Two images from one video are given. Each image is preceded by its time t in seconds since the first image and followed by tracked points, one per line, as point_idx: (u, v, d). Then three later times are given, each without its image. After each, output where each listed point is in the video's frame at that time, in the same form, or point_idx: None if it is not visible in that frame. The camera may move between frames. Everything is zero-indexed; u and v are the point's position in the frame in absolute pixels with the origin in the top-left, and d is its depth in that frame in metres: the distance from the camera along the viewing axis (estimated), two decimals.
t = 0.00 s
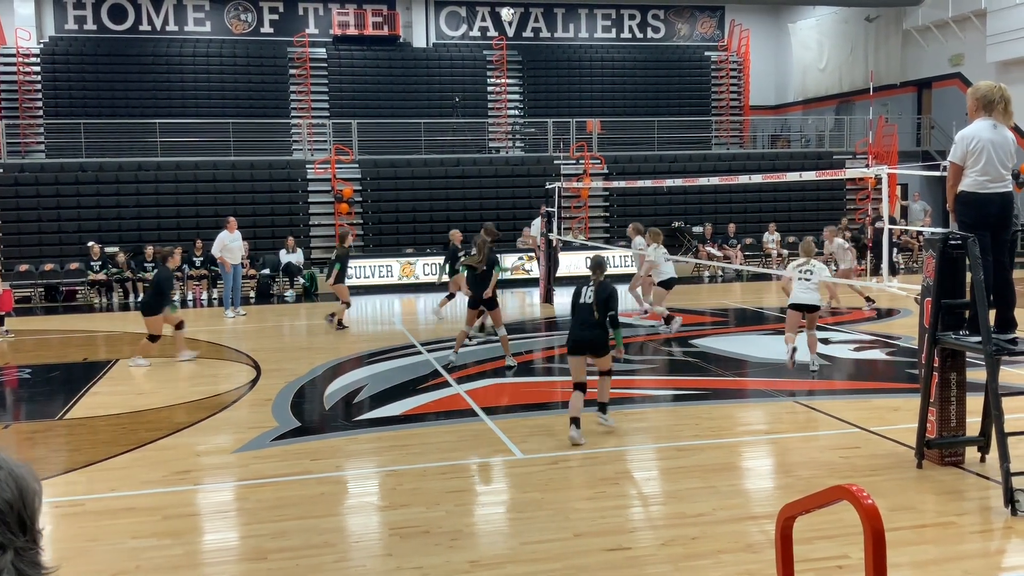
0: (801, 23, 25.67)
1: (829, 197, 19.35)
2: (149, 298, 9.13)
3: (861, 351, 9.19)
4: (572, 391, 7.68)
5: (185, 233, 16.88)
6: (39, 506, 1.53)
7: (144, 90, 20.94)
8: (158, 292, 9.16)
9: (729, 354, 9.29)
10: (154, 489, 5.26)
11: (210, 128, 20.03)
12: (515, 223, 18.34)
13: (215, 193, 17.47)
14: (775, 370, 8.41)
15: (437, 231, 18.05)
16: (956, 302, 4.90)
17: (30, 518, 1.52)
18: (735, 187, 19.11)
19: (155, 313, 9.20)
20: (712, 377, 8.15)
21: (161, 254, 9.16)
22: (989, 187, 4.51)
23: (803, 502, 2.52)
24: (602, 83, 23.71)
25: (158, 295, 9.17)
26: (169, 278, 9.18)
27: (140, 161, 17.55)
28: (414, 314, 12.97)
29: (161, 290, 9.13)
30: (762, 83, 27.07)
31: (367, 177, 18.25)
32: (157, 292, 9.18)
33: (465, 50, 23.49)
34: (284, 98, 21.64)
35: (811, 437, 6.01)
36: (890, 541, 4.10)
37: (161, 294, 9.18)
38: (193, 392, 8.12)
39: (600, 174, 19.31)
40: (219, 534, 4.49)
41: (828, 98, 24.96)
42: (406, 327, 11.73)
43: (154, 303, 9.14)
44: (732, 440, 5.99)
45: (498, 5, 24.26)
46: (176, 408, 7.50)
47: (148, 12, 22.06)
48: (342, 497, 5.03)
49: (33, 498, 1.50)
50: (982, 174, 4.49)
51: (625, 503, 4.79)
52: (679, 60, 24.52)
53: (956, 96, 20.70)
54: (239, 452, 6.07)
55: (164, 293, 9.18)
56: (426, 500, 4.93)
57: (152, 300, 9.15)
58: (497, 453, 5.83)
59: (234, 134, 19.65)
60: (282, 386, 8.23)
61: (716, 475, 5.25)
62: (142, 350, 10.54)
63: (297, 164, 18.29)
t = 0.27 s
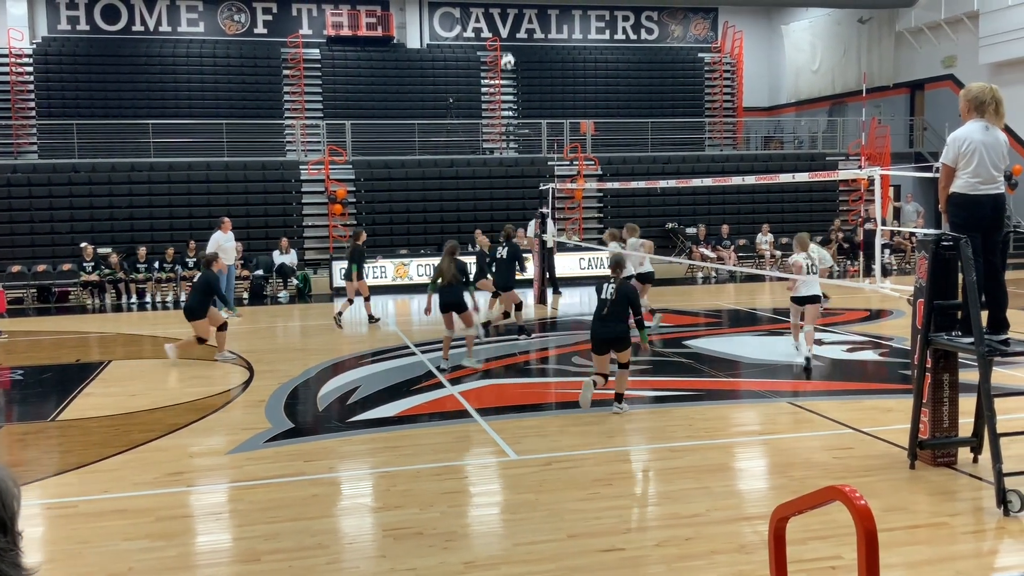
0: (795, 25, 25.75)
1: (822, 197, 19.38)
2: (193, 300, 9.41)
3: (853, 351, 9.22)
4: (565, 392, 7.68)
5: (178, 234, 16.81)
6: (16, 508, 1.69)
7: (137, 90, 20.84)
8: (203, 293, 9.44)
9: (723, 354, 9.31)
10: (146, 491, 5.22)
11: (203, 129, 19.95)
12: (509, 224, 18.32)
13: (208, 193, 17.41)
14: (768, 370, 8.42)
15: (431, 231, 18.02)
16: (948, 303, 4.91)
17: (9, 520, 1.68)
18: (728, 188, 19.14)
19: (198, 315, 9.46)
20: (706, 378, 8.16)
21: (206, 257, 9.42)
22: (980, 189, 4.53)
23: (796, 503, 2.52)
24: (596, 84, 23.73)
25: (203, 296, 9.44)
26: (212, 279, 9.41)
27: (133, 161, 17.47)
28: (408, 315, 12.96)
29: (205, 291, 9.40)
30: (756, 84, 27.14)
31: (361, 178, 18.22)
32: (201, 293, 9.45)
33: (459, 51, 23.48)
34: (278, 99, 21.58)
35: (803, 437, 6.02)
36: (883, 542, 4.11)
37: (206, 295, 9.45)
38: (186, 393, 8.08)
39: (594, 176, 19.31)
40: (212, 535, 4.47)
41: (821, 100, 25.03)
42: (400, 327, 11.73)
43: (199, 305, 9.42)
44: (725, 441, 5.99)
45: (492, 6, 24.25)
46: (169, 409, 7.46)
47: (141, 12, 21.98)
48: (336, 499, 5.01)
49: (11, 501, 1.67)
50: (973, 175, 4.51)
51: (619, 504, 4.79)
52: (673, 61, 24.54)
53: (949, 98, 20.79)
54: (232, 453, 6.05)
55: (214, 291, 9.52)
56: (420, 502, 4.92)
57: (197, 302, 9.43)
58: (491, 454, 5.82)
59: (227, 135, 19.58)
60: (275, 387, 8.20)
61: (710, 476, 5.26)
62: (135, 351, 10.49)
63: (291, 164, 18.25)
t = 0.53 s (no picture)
0: (790, 25, 25.81)
1: (817, 197, 19.42)
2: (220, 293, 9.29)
3: (848, 351, 9.23)
4: (561, 391, 7.68)
5: (173, 233, 16.75)
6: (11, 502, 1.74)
7: (132, 90, 20.77)
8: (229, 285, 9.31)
9: (717, 354, 9.32)
10: (140, 491, 5.20)
11: (198, 128, 19.88)
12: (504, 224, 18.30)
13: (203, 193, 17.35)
14: (763, 370, 8.43)
15: (426, 231, 17.99)
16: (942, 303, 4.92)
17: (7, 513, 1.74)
18: (723, 188, 19.17)
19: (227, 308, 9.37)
20: (701, 377, 8.16)
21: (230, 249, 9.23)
22: (974, 189, 4.54)
23: (791, 502, 2.52)
24: (591, 83, 23.74)
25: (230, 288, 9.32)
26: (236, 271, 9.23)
27: (127, 161, 17.41)
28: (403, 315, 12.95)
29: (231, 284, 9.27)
30: (750, 84, 27.19)
31: (356, 177, 18.18)
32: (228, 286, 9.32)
33: (454, 51, 23.47)
34: (272, 98, 21.52)
35: (799, 437, 6.02)
36: (878, 541, 4.12)
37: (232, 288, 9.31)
38: (181, 393, 8.05)
39: (589, 176, 19.31)
40: (206, 535, 4.45)
41: (816, 100, 25.08)
42: (395, 327, 11.73)
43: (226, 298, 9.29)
44: (720, 441, 6.00)
45: (488, 6, 24.24)
46: (163, 409, 7.43)
47: (136, 11, 21.91)
48: (331, 498, 5.00)
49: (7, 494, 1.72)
50: (967, 176, 4.52)
51: (614, 504, 4.79)
52: (668, 61, 24.56)
53: (943, 98, 20.85)
54: (227, 453, 6.02)
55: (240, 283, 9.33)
56: (415, 501, 4.91)
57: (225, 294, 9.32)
58: (487, 454, 5.81)
59: (222, 134, 19.51)
60: (270, 387, 8.18)
61: (705, 475, 5.26)
62: (129, 350, 10.45)
63: (286, 164, 18.20)
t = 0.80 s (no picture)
0: (782, 27, 25.90)
1: (809, 198, 19.51)
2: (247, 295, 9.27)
3: (840, 352, 9.26)
4: (554, 393, 7.67)
5: (165, 235, 16.66)
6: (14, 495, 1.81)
7: (124, 90, 20.68)
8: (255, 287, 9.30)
9: (710, 356, 9.33)
10: (131, 493, 5.16)
11: (191, 129, 19.80)
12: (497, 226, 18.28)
13: (195, 194, 17.27)
14: (756, 371, 8.44)
15: (419, 232, 17.96)
16: (934, 304, 4.94)
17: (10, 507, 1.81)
18: (716, 190, 19.21)
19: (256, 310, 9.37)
20: (693, 379, 8.17)
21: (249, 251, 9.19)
22: (966, 191, 4.55)
23: (783, 504, 2.52)
24: (584, 85, 23.77)
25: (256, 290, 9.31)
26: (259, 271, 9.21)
27: (119, 162, 17.32)
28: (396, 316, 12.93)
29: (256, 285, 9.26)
30: (743, 86, 27.28)
31: (349, 179, 18.14)
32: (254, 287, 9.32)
33: (447, 52, 23.46)
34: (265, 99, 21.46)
35: (791, 438, 6.03)
36: (870, 542, 4.12)
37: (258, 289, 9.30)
38: (173, 395, 8.01)
39: (582, 177, 19.32)
40: (198, 537, 4.42)
41: (808, 102, 25.18)
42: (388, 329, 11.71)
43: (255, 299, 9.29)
44: (713, 442, 6.00)
45: (481, 7, 24.24)
46: (155, 410, 7.39)
47: (128, 12, 21.81)
48: (323, 500, 4.98)
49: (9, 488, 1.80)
50: (959, 178, 4.54)
51: (607, 505, 4.78)
52: (661, 63, 24.61)
53: (935, 100, 20.96)
54: (219, 455, 5.99)
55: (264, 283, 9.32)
56: (408, 503, 4.89)
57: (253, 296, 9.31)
58: (480, 456, 5.80)
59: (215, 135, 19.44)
60: (262, 389, 8.15)
61: (697, 476, 5.26)
62: (121, 352, 10.40)
63: (279, 165, 18.14)
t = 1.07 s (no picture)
0: (774, 26, 25.96)
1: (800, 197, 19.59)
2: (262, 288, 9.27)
3: (831, 351, 9.29)
4: (546, 391, 7.67)
5: (156, 233, 16.59)
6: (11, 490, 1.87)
7: (115, 88, 20.57)
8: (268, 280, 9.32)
9: (702, 354, 9.34)
10: (122, 492, 5.13)
11: (182, 127, 19.71)
12: (489, 224, 18.27)
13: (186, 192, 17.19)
14: (747, 370, 8.47)
15: (411, 230, 17.92)
16: (925, 303, 4.95)
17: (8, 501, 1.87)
18: (708, 189, 19.26)
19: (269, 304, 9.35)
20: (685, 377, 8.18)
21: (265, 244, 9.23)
22: (957, 190, 4.57)
23: (774, 502, 2.52)
24: (576, 83, 23.77)
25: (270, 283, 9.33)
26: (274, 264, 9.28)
27: (110, 159, 17.22)
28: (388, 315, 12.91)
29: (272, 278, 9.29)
30: (735, 84, 27.35)
31: (342, 177, 18.08)
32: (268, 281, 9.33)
33: (439, 50, 23.43)
34: (257, 96, 21.37)
35: (783, 437, 6.04)
36: (861, 540, 4.14)
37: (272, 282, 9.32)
38: (165, 393, 7.97)
39: (575, 175, 19.34)
40: (189, 536, 4.40)
41: (800, 101, 25.26)
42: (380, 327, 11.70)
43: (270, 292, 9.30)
44: (705, 440, 6.01)
45: (473, 5, 24.20)
46: (146, 409, 7.35)
47: (119, 9, 21.69)
48: (315, 499, 4.96)
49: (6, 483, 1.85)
50: (950, 177, 4.55)
51: (599, 503, 4.78)
52: (654, 62, 24.63)
53: (926, 99, 21.04)
54: (211, 453, 5.96)
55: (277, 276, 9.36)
56: (400, 502, 4.88)
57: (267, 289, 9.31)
58: (472, 454, 5.79)
59: (206, 132, 19.35)
60: (254, 387, 8.11)
61: (689, 475, 5.26)
62: (112, 350, 10.34)
63: (271, 163, 18.07)
